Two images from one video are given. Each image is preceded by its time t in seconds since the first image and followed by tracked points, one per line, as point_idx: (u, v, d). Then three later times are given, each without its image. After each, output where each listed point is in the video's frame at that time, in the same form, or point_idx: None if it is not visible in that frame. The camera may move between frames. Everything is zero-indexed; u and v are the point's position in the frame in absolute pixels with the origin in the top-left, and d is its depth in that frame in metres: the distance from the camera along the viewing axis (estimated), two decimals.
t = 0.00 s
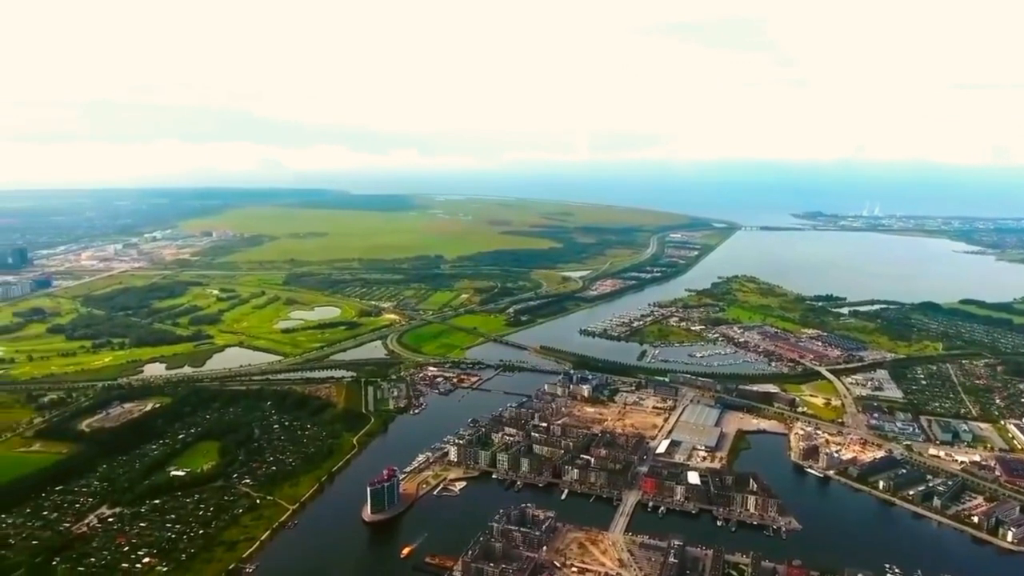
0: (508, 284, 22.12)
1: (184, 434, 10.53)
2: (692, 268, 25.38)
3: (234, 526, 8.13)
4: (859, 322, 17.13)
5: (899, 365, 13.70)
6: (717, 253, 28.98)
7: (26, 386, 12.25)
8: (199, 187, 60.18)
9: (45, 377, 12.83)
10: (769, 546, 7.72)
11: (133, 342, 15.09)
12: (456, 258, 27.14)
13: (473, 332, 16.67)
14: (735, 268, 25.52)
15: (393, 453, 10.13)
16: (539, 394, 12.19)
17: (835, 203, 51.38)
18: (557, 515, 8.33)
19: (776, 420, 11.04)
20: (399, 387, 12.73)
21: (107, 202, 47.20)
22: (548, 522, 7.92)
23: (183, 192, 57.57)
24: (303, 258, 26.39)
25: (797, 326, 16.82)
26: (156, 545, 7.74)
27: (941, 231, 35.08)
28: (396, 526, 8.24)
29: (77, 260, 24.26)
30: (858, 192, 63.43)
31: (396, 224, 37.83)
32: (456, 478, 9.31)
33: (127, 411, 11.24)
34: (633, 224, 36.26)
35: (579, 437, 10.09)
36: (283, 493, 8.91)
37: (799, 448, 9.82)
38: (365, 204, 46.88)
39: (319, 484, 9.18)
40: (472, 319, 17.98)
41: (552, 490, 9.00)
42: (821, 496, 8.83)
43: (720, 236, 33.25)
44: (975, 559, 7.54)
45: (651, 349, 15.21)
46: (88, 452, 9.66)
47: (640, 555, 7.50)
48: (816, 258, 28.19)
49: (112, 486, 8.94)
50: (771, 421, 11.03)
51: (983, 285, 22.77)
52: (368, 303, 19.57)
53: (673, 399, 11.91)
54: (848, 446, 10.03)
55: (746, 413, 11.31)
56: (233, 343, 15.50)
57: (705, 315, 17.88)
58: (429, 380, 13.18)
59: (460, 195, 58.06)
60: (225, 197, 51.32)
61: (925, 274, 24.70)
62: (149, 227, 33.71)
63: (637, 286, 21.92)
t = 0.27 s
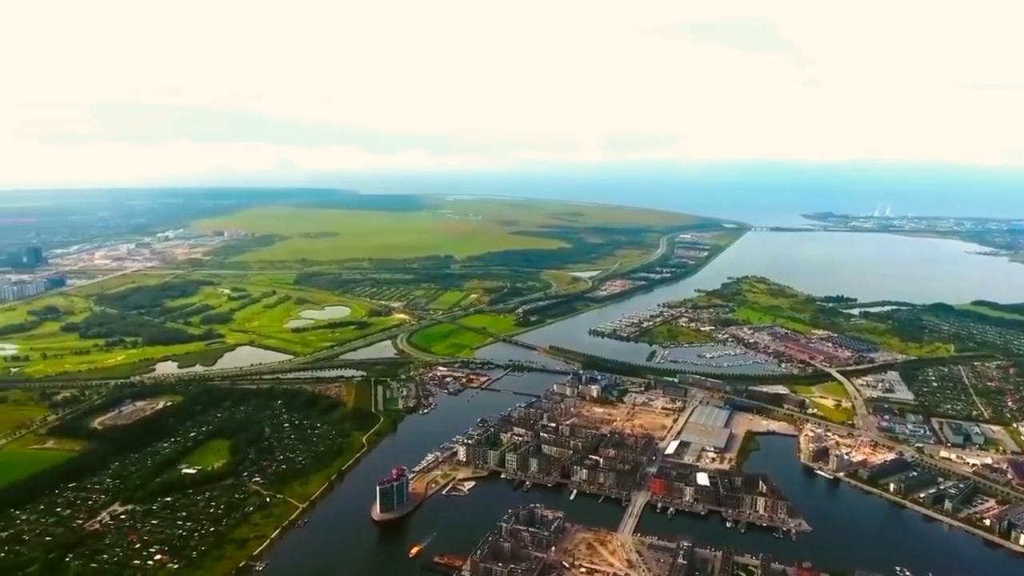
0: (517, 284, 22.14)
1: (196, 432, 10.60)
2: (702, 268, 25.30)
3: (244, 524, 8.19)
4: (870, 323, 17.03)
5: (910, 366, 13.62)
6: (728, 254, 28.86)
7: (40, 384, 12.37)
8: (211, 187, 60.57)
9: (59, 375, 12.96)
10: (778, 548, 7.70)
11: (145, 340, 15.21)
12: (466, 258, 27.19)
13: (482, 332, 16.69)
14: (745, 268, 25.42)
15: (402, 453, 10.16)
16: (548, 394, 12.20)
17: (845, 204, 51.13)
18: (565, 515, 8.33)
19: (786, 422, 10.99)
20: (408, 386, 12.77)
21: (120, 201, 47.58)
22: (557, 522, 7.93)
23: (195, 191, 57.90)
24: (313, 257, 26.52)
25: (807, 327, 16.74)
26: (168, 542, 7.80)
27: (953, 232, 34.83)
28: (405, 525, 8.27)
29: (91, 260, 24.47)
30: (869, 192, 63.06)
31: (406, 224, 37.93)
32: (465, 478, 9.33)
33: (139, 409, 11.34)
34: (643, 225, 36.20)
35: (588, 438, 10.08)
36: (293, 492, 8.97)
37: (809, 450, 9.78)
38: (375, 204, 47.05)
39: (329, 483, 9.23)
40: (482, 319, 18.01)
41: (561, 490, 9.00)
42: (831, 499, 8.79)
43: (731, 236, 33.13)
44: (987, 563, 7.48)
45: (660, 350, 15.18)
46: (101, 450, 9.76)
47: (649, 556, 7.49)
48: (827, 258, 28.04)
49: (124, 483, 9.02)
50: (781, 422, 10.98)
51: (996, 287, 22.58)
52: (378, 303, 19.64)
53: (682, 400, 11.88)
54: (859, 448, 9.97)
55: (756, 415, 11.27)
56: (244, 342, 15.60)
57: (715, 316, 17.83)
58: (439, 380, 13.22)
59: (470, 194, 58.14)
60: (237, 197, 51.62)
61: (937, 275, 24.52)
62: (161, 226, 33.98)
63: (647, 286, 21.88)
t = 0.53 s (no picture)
0: (529, 284, 22.16)
1: (209, 430, 10.70)
2: (715, 269, 25.20)
3: (257, 522, 8.26)
4: (883, 325, 16.92)
5: (924, 368, 13.51)
6: (741, 255, 28.72)
7: (57, 381, 12.53)
8: (225, 187, 61.01)
9: (76, 372, 13.11)
10: (790, 550, 7.67)
11: (160, 339, 15.36)
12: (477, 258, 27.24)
13: (494, 332, 16.73)
14: (758, 269, 25.30)
15: (413, 452, 10.21)
16: (559, 394, 12.20)
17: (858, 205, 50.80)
18: (576, 515, 8.34)
19: (798, 423, 10.94)
20: (420, 386, 12.83)
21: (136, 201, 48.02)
22: (567, 523, 7.94)
23: (209, 191, 58.32)
24: (326, 257, 26.67)
25: (820, 329, 16.64)
26: (182, 539, 7.89)
27: (968, 233, 34.51)
28: (417, 525, 8.30)
29: (107, 258, 24.73)
30: (884, 193, 62.53)
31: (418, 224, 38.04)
32: (476, 477, 9.36)
33: (154, 407, 11.45)
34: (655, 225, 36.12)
35: (599, 438, 10.08)
36: (306, 490, 9.03)
37: (821, 452, 9.73)
38: (387, 204, 47.23)
39: (341, 482, 9.29)
40: (493, 319, 18.04)
41: (572, 491, 9.01)
42: (843, 501, 8.74)
43: (744, 237, 32.97)
44: (1002, 567, 7.41)
45: (672, 351, 15.15)
46: (116, 447, 9.86)
47: (660, 557, 7.49)
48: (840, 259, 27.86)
49: (138, 480, 9.12)
50: (793, 424, 10.93)
51: (1011, 288, 22.35)
52: (390, 302, 19.72)
53: (693, 401, 11.86)
54: (871, 450, 9.91)
55: (768, 416, 11.22)
56: (257, 340, 15.72)
57: (727, 317, 17.77)
58: (450, 380, 13.26)
59: (482, 194, 58.22)
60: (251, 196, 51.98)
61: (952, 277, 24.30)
62: (176, 225, 34.28)
63: (659, 287, 21.83)
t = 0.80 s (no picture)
0: (541, 285, 22.18)
1: (224, 428, 10.80)
2: (728, 270, 25.09)
3: (271, 519, 8.33)
4: (897, 326, 16.77)
5: (939, 371, 13.38)
6: (755, 256, 28.58)
7: (75, 378, 12.70)
8: (241, 187, 61.50)
9: (94, 370, 13.28)
10: (803, 553, 7.63)
11: (176, 337, 15.52)
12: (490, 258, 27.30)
13: (506, 332, 16.76)
14: (772, 270, 25.16)
15: (425, 451, 10.25)
16: (571, 395, 12.21)
17: (872, 205, 50.41)
18: (588, 516, 8.34)
19: (811, 425, 10.88)
20: (432, 385, 12.88)
21: (153, 200, 48.50)
22: (579, 523, 7.94)
23: (226, 191, 58.81)
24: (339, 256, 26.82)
25: (833, 330, 16.53)
26: (196, 536, 7.97)
27: (985, 235, 34.13)
28: (429, 524, 8.34)
29: (125, 257, 25.01)
30: (898, 193, 62.04)
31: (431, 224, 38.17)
32: (488, 477, 9.38)
33: (170, 404, 11.58)
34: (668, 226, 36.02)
35: (611, 438, 10.08)
36: (319, 488, 9.10)
37: (834, 454, 9.68)
38: (400, 204, 47.41)
39: (354, 480, 9.35)
40: (505, 319, 18.07)
41: (583, 491, 9.01)
42: (857, 504, 8.69)
43: (757, 238, 32.80)
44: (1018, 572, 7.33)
45: (684, 352, 15.12)
46: (133, 444, 9.98)
47: (671, 559, 7.48)
48: (855, 260, 27.65)
49: (154, 477, 9.23)
50: (806, 426, 10.87)
51: None
52: (403, 302, 19.80)
53: (705, 402, 11.83)
54: (885, 453, 9.83)
55: (781, 418, 11.17)
56: (272, 339, 15.84)
57: (740, 318, 17.69)
58: (462, 379, 13.30)
59: (495, 195, 58.32)
60: (266, 196, 52.37)
61: (967, 278, 24.06)
62: (193, 225, 34.58)
63: (671, 288, 21.76)
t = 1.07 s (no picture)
0: (554, 285, 22.19)
1: (240, 426, 10.91)
2: (742, 271, 24.97)
3: (285, 517, 8.41)
4: (913, 328, 16.63)
5: (955, 373, 13.25)
6: (769, 256, 28.42)
7: (94, 375, 12.87)
8: (257, 186, 62.00)
9: (113, 367, 13.44)
10: (817, 556, 7.59)
11: (193, 335, 15.69)
12: (503, 258, 27.36)
13: (519, 332, 16.79)
14: (787, 271, 25.00)
15: (439, 450, 10.29)
16: (584, 395, 12.21)
17: (889, 206, 49.97)
18: (600, 516, 8.35)
19: (826, 428, 10.82)
20: (446, 385, 12.93)
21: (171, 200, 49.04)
22: (591, 524, 7.94)
23: (243, 191, 59.36)
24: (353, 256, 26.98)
25: (848, 332, 16.41)
26: (212, 532, 8.06)
27: (1003, 236, 33.72)
28: (441, 523, 8.38)
29: (143, 256, 25.31)
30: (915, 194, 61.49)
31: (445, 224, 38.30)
32: (501, 477, 9.41)
33: (186, 402, 11.71)
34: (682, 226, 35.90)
35: (624, 439, 10.07)
36: (333, 486, 9.17)
37: (849, 457, 9.61)
38: (415, 204, 47.61)
39: (367, 478, 9.41)
40: (519, 319, 18.11)
41: (596, 492, 9.02)
42: (872, 507, 8.62)
43: (772, 239, 32.62)
44: None
45: (698, 353, 15.07)
46: (150, 440, 10.10)
47: (684, 561, 7.47)
48: (871, 262, 27.41)
49: (171, 473, 9.33)
50: (820, 428, 10.81)
51: None
52: (417, 302, 19.88)
53: (719, 403, 11.78)
54: (901, 456, 9.76)
55: (795, 420, 11.11)
56: (287, 338, 15.97)
57: (754, 319, 17.61)
58: (476, 379, 13.34)
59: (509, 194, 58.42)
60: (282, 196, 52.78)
61: (985, 280, 23.79)
62: (210, 224, 34.93)
63: (685, 288, 21.69)
